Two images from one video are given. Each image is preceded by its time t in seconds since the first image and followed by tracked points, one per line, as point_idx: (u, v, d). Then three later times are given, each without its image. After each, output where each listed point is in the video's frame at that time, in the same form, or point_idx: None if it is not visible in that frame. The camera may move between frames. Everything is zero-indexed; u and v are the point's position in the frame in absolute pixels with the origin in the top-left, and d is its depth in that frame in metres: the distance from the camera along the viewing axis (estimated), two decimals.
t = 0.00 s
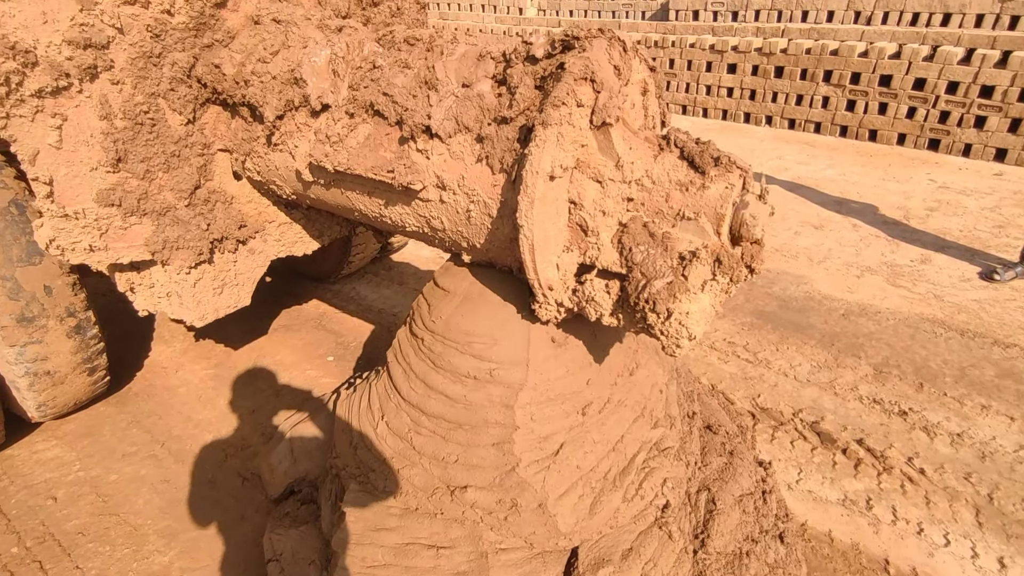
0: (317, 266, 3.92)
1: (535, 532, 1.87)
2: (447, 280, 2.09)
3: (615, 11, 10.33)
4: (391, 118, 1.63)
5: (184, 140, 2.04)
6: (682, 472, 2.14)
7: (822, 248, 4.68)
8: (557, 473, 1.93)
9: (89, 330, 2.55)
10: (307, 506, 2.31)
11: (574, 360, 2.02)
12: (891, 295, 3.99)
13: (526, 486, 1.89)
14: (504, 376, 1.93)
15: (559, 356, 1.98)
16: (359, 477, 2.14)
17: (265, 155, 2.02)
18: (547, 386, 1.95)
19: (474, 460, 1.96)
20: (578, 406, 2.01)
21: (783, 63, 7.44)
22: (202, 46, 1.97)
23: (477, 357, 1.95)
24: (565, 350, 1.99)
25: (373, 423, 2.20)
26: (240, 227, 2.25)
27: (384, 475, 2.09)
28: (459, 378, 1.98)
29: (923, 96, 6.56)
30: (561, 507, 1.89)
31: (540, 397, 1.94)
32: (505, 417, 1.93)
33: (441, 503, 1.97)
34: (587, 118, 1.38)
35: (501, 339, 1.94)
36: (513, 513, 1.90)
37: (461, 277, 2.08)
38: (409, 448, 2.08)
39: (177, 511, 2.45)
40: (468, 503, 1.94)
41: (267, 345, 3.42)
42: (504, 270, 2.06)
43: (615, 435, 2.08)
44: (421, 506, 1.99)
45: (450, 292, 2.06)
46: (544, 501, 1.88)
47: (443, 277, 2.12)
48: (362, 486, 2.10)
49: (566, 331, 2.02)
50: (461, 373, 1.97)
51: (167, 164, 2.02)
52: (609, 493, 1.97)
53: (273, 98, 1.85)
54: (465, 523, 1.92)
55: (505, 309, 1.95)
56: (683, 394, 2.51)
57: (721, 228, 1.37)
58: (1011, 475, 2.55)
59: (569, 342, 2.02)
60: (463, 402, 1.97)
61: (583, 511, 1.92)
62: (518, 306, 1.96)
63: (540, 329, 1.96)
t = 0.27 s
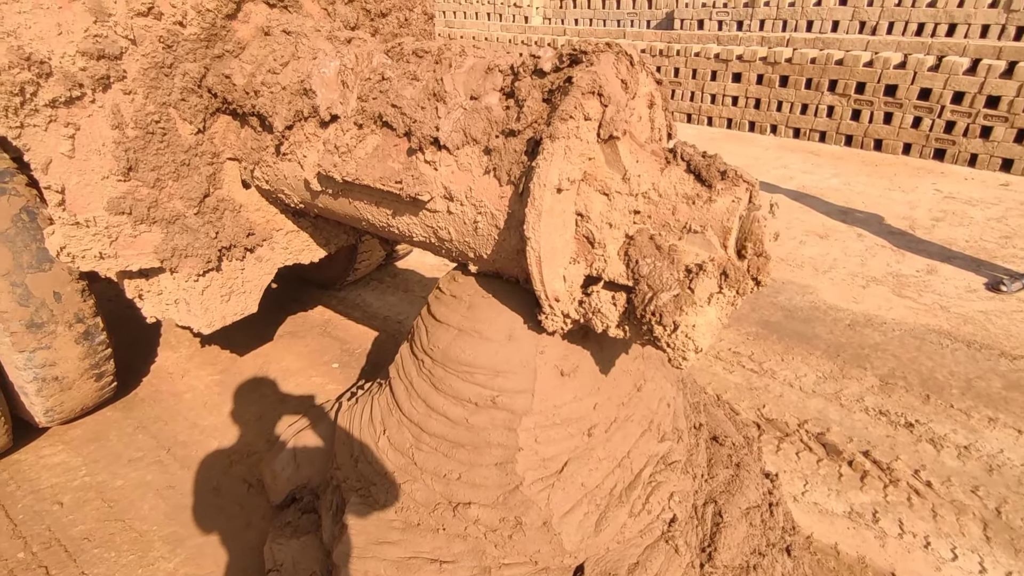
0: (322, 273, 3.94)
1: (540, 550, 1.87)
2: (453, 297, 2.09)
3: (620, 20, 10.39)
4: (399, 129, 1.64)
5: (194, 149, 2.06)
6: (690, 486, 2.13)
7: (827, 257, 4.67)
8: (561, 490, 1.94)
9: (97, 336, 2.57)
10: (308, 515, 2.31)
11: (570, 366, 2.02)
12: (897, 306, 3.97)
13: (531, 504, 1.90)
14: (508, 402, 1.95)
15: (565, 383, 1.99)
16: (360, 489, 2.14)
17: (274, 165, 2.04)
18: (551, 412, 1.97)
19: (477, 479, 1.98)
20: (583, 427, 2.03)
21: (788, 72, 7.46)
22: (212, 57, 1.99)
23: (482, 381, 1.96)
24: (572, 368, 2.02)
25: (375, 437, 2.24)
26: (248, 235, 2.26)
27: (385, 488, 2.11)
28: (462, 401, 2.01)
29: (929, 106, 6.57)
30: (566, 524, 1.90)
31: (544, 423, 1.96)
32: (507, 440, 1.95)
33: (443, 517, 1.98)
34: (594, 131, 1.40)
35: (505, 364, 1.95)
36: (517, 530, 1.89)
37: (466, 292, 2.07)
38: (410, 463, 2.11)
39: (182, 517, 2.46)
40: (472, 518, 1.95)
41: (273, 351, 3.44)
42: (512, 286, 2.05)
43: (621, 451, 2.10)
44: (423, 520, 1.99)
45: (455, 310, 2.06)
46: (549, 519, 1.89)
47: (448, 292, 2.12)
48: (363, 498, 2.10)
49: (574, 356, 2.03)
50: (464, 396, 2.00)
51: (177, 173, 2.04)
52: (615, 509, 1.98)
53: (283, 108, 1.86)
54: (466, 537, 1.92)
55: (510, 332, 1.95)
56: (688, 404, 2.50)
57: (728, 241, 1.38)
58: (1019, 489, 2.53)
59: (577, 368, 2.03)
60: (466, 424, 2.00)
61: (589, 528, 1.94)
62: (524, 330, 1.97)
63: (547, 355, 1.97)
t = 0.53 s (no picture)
0: (328, 278, 3.96)
1: (544, 562, 1.86)
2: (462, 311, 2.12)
3: (625, 28, 10.46)
4: (407, 137, 1.67)
5: (204, 155, 2.09)
6: (695, 494, 2.14)
7: (832, 265, 4.67)
8: (565, 502, 1.96)
9: (106, 339, 2.59)
10: (310, 520, 2.32)
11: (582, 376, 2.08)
12: (902, 314, 3.97)
13: (535, 516, 1.91)
14: (511, 421, 1.99)
15: (569, 406, 2.03)
16: (360, 498, 2.16)
17: (283, 171, 2.06)
18: (554, 433, 2.01)
19: (479, 491, 2.00)
20: (588, 443, 2.06)
21: (793, 81, 7.49)
22: (223, 65, 2.02)
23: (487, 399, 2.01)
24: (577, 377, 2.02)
25: (376, 445, 2.27)
26: (256, 241, 2.29)
27: (387, 496, 2.12)
28: (466, 417, 2.05)
29: (933, 114, 6.58)
30: (570, 536, 1.91)
31: (545, 443, 1.99)
32: (508, 458, 1.98)
33: (445, 526, 1.99)
34: (600, 139, 1.41)
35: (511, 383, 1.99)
36: (521, 542, 1.89)
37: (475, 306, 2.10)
38: (409, 472, 2.14)
39: (187, 520, 2.47)
40: (474, 529, 1.96)
41: (279, 356, 3.46)
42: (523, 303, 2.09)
43: (625, 462, 2.12)
44: (424, 530, 2.00)
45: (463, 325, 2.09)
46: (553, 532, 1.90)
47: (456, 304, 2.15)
48: (364, 506, 2.12)
49: (582, 379, 2.07)
50: (468, 411, 2.04)
51: (188, 179, 2.07)
52: (620, 518, 1.99)
53: (293, 116, 1.89)
54: (468, 546, 1.93)
55: (517, 351, 2.00)
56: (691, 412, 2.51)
57: (732, 248, 1.39)
58: None
59: (584, 391, 2.06)
60: (467, 439, 2.04)
61: (593, 539, 1.94)
62: (532, 350, 2.01)
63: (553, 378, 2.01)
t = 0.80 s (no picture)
0: (334, 283, 3.98)
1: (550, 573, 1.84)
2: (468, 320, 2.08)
3: (629, 36, 10.53)
4: (415, 144, 1.68)
5: (214, 163, 2.11)
6: (702, 503, 2.13)
7: (836, 272, 4.67)
8: (570, 514, 1.95)
9: (114, 344, 2.62)
10: (311, 526, 2.33)
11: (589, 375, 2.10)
12: (907, 321, 3.97)
13: (540, 528, 1.90)
14: (515, 440, 2.00)
15: (576, 429, 2.03)
16: (362, 506, 2.17)
17: (292, 178, 2.09)
18: (559, 451, 2.01)
19: (483, 504, 2.00)
20: (595, 460, 2.06)
21: (797, 88, 7.51)
22: (234, 74, 2.04)
23: (492, 417, 2.01)
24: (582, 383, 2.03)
25: (378, 454, 2.29)
26: (264, 247, 2.31)
27: (389, 504, 2.14)
28: (470, 432, 2.06)
29: (938, 121, 6.59)
30: (575, 548, 1.89)
31: (550, 462, 1.99)
32: (510, 475, 1.99)
33: (448, 535, 1.99)
34: (606, 147, 1.43)
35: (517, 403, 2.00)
36: (526, 554, 1.88)
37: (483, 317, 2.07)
38: (409, 482, 2.16)
39: (193, 524, 2.48)
40: (478, 539, 1.95)
41: (284, 361, 3.48)
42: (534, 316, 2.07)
43: (632, 473, 2.12)
44: (427, 540, 2.00)
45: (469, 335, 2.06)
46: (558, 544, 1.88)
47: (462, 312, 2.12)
48: (366, 515, 2.12)
49: (591, 402, 2.07)
50: (472, 427, 2.05)
51: (197, 186, 2.09)
52: (627, 527, 1.98)
53: (302, 124, 1.91)
54: (472, 556, 1.92)
55: (526, 369, 2.00)
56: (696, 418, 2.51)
57: (737, 255, 1.40)
58: None
59: (592, 413, 2.07)
60: (469, 454, 2.05)
61: (599, 551, 1.93)
62: (540, 369, 2.01)
63: (561, 400, 2.01)
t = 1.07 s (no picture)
0: (339, 288, 4.00)
1: None
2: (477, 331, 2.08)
3: (632, 42, 10.59)
4: (421, 148, 1.70)
5: (222, 167, 2.13)
6: (709, 508, 2.13)
7: (840, 276, 4.67)
8: (575, 523, 1.95)
9: (121, 347, 2.64)
10: (314, 531, 2.32)
11: (595, 380, 2.11)
12: (912, 325, 3.96)
13: (545, 537, 1.90)
14: (519, 455, 2.00)
15: (582, 446, 2.04)
16: (364, 511, 2.16)
17: (298, 182, 2.11)
18: (565, 465, 2.01)
19: (486, 514, 2.00)
20: (602, 471, 2.06)
21: (800, 93, 7.53)
22: (241, 79, 2.06)
23: (497, 431, 2.02)
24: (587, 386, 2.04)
25: (381, 459, 2.30)
26: (270, 251, 2.33)
27: (391, 510, 2.13)
28: (474, 444, 2.06)
29: (942, 126, 6.59)
30: (581, 556, 1.90)
31: (554, 477, 1.99)
32: (513, 487, 1.99)
33: (450, 541, 1.99)
34: (611, 150, 1.44)
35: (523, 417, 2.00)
36: (532, 563, 1.87)
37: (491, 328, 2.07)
38: (410, 489, 2.17)
39: (199, 528, 2.49)
40: (482, 547, 1.95)
41: (290, 366, 3.49)
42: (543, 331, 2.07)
43: (638, 480, 2.11)
44: (430, 546, 1.99)
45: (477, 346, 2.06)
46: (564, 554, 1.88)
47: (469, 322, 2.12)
48: (368, 520, 2.12)
49: (599, 420, 2.08)
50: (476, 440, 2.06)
51: (205, 190, 2.11)
52: (634, 533, 1.98)
53: (309, 128, 1.93)
54: (476, 562, 1.92)
55: (535, 387, 2.00)
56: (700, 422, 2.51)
57: (741, 257, 1.41)
58: None
59: (598, 430, 2.08)
60: (473, 466, 2.06)
61: (605, 559, 1.93)
62: (549, 386, 2.01)
63: (568, 418, 2.02)
